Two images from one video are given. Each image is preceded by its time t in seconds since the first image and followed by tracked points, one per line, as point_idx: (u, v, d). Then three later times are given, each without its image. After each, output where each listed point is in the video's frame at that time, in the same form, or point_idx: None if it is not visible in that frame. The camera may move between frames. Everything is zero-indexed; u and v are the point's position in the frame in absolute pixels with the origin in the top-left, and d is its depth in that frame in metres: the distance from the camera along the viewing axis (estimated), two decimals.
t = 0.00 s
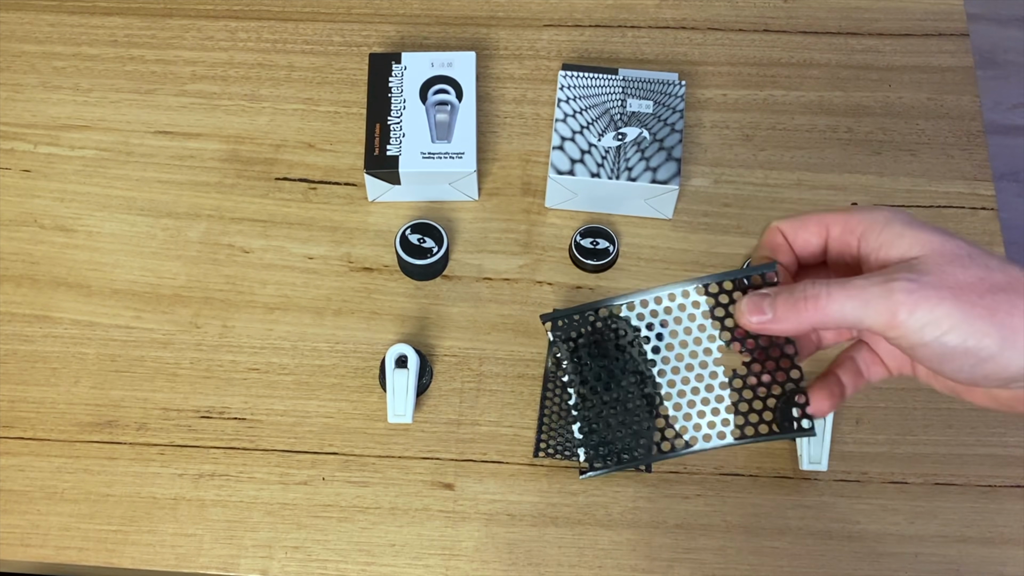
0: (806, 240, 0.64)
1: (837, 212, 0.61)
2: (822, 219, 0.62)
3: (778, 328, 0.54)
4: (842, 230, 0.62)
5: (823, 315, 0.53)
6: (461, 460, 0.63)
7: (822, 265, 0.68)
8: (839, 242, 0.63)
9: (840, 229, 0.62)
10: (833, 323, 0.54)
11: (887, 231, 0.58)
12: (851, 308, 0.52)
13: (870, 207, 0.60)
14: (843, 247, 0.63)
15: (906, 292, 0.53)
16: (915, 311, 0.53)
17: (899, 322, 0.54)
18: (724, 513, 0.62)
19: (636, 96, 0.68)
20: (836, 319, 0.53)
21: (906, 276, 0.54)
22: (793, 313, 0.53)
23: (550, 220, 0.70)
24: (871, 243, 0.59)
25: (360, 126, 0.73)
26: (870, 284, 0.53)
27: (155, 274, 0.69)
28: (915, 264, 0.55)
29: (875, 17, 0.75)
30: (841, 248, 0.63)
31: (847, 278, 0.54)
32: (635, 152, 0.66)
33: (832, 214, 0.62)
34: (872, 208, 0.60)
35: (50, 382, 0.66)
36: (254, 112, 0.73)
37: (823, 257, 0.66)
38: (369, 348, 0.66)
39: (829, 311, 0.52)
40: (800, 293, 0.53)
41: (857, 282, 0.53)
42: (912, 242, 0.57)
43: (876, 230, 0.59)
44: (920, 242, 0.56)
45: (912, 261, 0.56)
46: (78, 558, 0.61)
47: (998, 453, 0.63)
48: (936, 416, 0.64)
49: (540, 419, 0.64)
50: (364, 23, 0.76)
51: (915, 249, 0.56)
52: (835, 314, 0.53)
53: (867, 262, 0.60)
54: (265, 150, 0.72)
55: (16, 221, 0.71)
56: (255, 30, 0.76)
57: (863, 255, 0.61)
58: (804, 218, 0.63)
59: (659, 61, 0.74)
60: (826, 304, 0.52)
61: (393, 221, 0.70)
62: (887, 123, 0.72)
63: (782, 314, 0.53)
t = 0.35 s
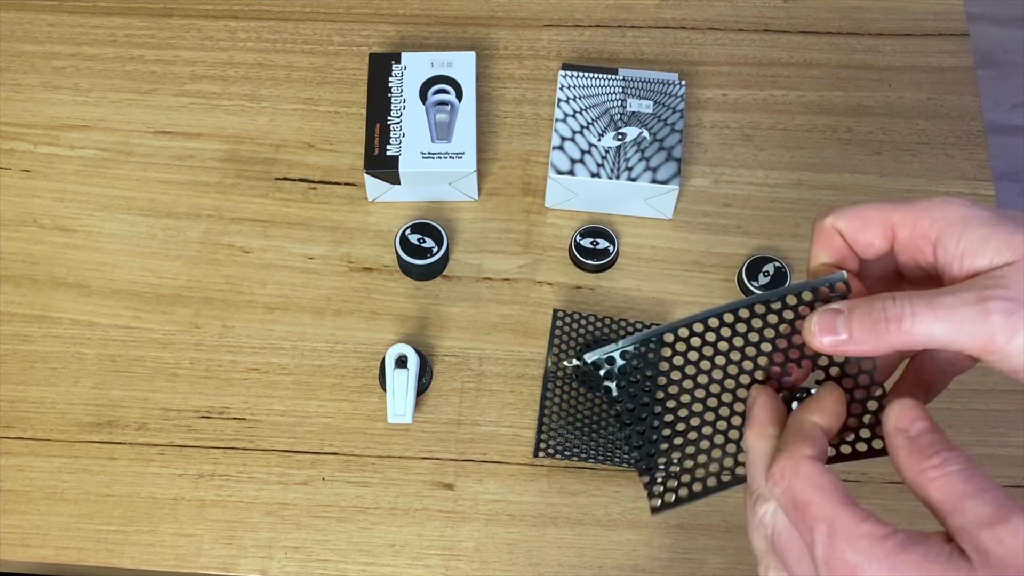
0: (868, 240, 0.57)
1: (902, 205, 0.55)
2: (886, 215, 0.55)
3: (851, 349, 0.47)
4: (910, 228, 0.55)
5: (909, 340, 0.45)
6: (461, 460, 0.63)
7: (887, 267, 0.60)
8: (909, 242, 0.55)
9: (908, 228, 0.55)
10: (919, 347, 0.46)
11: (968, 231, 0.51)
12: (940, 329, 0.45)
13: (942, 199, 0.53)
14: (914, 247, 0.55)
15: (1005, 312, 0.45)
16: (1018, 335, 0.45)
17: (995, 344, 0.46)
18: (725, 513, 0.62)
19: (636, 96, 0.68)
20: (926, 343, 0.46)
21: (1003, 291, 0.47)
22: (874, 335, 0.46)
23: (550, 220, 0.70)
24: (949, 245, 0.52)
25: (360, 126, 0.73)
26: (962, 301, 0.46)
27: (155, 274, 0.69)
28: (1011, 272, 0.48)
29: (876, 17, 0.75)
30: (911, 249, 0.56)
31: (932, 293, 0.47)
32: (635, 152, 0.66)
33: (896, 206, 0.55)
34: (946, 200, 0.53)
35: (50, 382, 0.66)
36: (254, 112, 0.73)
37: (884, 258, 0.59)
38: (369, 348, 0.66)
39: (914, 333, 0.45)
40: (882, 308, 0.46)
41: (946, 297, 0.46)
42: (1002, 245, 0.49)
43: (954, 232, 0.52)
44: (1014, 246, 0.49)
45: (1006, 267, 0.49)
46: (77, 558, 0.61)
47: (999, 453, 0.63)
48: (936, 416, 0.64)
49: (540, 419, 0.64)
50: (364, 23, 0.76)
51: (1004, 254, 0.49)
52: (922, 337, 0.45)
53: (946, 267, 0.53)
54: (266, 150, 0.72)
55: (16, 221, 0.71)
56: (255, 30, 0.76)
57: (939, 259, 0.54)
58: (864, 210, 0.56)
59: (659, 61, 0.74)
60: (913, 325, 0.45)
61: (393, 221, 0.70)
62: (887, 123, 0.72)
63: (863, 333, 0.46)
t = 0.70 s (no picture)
0: (817, 259, 0.53)
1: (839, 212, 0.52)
2: (825, 227, 0.53)
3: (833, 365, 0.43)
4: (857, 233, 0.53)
5: (890, 341, 0.43)
6: (461, 460, 0.63)
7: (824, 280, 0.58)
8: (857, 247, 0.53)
9: (853, 232, 0.53)
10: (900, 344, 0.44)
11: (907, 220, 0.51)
12: (917, 325, 0.44)
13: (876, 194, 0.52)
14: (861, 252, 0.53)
15: (969, 293, 0.46)
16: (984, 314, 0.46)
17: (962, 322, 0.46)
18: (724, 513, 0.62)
19: (636, 96, 0.68)
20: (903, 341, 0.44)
21: (960, 276, 0.47)
22: (858, 346, 0.42)
23: (550, 220, 0.70)
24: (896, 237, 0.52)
25: (360, 126, 0.73)
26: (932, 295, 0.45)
27: (155, 274, 0.69)
28: (957, 253, 0.49)
29: (875, 17, 0.75)
30: (857, 254, 0.54)
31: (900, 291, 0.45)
32: (635, 152, 0.66)
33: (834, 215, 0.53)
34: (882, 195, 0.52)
35: (50, 382, 0.66)
36: (254, 112, 0.73)
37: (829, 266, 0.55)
38: (369, 348, 0.66)
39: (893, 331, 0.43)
40: (863, 314, 0.42)
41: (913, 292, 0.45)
42: (942, 227, 0.50)
43: (897, 221, 0.51)
44: (954, 226, 0.50)
45: (952, 249, 0.49)
46: (77, 558, 0.61)
47: (999, 453, 0.63)
48: (936, 415, 0.64)
49: (540, 419, 0.64)
50: (364, 23, 0.76)
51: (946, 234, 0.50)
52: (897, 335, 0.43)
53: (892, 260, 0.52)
54: (266, 150, 0.72)
55: (16, 221, 0.71)
56: (255, 30, 0.76)
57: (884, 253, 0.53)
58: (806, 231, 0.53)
59: (659, 61, 0.74)
60: (891, 327, 0.42)
61: (393, 221, 0.70)
62: (887, 123, 0.72)
63: (849, 344, 0.42)
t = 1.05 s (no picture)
0: (801, 276, 0.55)
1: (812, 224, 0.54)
2: (800, 242, 0.54)
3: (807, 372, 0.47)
4: (834, 240, 0.54)
5: (858, 349, 0.47)
6: (461, 460, 0.63)
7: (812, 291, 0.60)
8: (837, 254, 0.55)
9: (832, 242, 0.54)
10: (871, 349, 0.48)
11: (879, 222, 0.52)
12: (886, 333, 0.47)
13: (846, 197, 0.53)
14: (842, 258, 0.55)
15: (939, 299, 0.48)
16: (957, 316, 0.49)
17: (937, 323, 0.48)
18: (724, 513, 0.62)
19: (636, 96, 0.68)
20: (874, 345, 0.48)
21: (932, 279, 0.49)
22: (827, 354, 0.46)
23: (550, 220, 0.70)
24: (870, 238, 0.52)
25: (360, 126, 0.73)
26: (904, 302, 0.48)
27: (155, 274, 0.69)
28: (929, 253, 0.50)
29: (875, 17, 0.75)
30: (838, 261, 0.55)
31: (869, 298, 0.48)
32: (635, 152, 0.66)
33: (808, 227, 0.54)
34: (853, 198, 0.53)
35: (50, 382, 0.66)
36: (254, 112, 0.73)
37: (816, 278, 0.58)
38: (369, 348, 0.66)
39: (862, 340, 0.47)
40: (830, 326, 0.46)
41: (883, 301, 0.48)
42: (915, 227, 0.51)
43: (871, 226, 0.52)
44: (926, 225, 0.51)
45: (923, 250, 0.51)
46: (77, 558, 0.61)
47: (998, 453, 0.63)
48: (935, 416, 0.64)
49: (540, 419, 0.64)
50: (364, 23, 0.76)
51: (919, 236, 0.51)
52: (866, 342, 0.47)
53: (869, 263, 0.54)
54: (266, 150, 0.72)
55: (16, 221, 0.71)
56: (255, 30, 0.76)
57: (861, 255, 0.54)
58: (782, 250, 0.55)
59: (659, 61, 0.74)
60: (859, 337, 0.46)
61: (393, 221, 0.70)
62: (887, 123, 0.72)
63: (818, 354, 0.47)
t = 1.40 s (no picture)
0: (816, 274, 0.55)
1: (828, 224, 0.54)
2: (815, 240, 0.55)
3: (841, 382, 0.44)
4: (850, 239, 0.54)
5: (895, 353, 0.44)
6: (461, 460, 0.63)
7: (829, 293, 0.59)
8: (854, 255, 0.55)
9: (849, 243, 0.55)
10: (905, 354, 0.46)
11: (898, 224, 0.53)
12: (920, 335, 0.45)
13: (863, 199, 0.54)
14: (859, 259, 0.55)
15: (972, 297, 0.47)
16: (990, 315, 0.47)
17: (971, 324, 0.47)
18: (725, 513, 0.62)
19: (636, 96, 0.68)
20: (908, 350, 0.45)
21: (962, 278, 0.48)
22: (863, 361, 0.44)
23: (550, 220, 0.70)
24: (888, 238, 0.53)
25: (360, 126, 0.73)
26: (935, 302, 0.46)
27: (155, 274, 0.69)
28: (954, 254, 0.50)
29: (875, 17, 0.75)
30: (854, 261, 0.56)
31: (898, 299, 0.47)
32: (635, 152, 0.66)
33: (824, 227, 0.55)
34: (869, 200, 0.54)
35: (50, 382, 0.66)
36: (254, 112, 0.73)
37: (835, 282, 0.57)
38: (369, 348, 0.66)
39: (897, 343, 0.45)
40: (863, 331, 0.44)
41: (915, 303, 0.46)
42: (935, 230, 0.51)
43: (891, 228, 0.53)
44: (946, 227, 0.51)
45: (948, 251, 0.50)
46: (77, 558, 0.61)
47: (999, 453, 0.63)
48: (936, 415, 0.64)
49: (540, 419, 0.64)
50: (364, 23, 0.76)
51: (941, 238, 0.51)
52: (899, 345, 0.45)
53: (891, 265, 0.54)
54: (265, 150, 0.72)
55: (16, 221, 0.71)
56: (255, 30, 0.76)
57: (879, 256, 0.55)
58: (797, 247, 0.55)
59: (659, 61, 0.74)
60: (895, 339, 0.44)
61: (393, 221, 0.70)
62: (887, 123, 0.72)
63: (853, 362, 0.43)
